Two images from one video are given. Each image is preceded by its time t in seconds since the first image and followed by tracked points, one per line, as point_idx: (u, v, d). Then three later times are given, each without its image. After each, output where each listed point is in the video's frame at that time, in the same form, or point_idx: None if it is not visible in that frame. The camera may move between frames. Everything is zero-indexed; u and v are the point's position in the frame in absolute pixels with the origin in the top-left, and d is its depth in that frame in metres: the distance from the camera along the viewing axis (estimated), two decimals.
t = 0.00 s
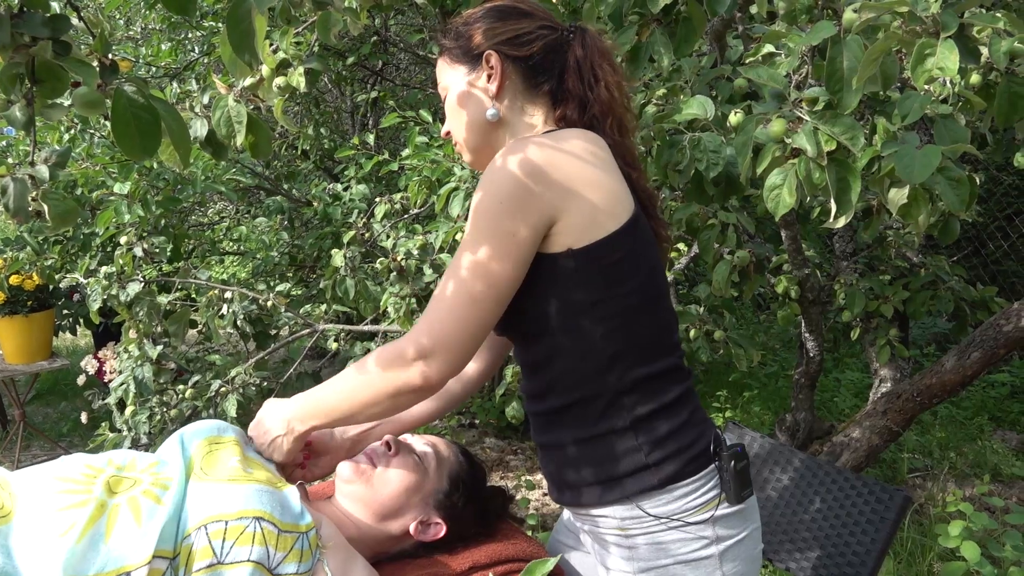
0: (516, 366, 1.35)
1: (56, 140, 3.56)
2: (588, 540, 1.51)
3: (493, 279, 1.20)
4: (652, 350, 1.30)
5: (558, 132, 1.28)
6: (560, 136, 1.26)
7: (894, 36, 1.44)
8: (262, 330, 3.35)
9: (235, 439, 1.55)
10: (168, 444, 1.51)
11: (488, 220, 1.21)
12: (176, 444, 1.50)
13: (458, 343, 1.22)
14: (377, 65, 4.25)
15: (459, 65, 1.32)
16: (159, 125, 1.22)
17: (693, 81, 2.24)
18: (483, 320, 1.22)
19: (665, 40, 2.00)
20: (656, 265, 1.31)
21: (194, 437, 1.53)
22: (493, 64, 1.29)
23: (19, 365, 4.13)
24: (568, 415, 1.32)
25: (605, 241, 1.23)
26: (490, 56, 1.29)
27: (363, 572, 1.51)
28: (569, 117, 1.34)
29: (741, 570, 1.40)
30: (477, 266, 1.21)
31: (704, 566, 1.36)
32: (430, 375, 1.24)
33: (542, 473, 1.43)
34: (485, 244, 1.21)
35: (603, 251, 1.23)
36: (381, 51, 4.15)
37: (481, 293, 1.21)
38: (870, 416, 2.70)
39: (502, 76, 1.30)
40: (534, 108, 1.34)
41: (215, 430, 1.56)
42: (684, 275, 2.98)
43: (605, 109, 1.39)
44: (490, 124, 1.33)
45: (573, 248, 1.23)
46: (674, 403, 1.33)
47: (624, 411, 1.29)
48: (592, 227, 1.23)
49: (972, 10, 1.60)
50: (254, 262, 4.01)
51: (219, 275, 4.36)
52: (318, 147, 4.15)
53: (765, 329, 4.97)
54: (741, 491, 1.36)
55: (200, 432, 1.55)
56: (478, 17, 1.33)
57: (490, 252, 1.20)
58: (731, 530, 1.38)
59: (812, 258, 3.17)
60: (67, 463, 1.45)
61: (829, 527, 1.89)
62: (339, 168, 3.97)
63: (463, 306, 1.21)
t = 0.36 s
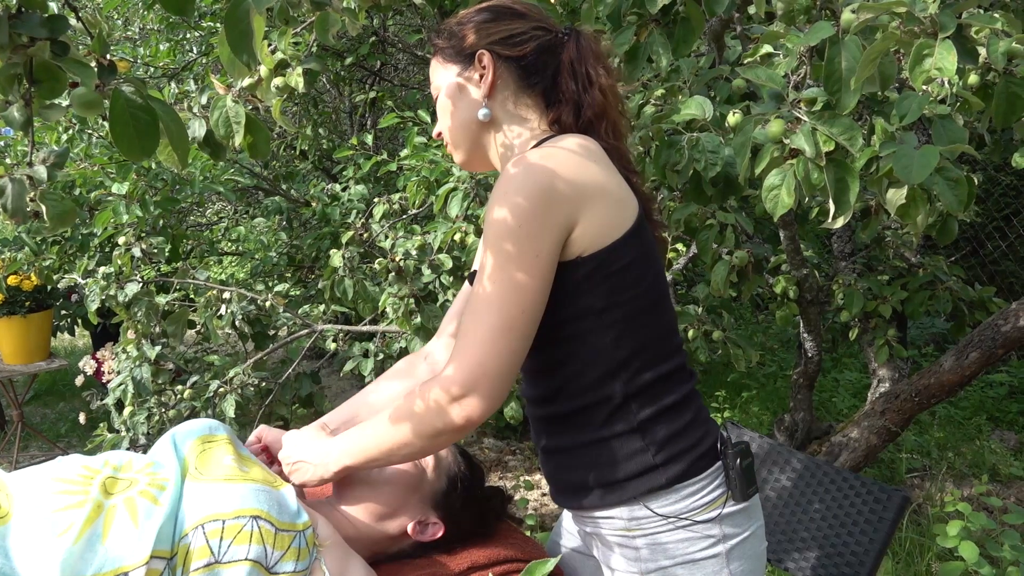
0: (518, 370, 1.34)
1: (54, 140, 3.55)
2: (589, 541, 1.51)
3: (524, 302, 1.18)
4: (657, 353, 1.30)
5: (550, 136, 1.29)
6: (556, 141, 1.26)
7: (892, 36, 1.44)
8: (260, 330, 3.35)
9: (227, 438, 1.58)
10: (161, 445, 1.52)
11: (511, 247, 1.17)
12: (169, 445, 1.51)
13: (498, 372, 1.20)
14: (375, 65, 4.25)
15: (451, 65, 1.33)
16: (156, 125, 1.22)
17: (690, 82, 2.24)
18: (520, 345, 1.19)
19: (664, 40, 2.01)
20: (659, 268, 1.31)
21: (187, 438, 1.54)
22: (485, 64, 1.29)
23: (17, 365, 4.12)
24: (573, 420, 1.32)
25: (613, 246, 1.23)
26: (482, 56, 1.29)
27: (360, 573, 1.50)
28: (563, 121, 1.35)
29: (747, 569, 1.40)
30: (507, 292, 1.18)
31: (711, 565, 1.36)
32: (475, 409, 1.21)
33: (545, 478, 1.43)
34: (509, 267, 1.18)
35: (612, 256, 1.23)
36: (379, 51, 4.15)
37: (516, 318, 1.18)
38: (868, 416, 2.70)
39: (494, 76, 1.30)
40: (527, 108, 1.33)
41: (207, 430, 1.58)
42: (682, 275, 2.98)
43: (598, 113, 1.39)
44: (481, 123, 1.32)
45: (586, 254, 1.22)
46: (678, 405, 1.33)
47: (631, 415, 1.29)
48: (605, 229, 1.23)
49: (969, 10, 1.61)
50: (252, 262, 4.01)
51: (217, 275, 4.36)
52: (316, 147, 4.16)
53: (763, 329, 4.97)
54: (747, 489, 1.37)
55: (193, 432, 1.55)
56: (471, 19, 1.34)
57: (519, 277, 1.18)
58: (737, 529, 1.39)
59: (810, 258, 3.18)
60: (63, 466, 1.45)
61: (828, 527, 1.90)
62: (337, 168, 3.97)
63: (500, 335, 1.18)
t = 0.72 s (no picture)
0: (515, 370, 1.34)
1: (53, 140, 3.55)
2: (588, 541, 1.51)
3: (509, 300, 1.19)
4: (654, 354, 1.30)
5: (548, 137, 1.30)
6: (555, 142, 1.26)
7: (891, 37, 1.44)
8: (259, 330, 3.35)
9: (225, 439, 1.57)
10: (159, 446, 1.52)
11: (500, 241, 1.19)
12: (167, 446, 1.51)
13: (476, 366, 1.21)
14: (375, 65, 4.25)
15: (447, 66, 1.33)
16: (155, 126, 1.22)
17: (689, 82, 2.24)
18: (501, 342, 1.20)
19: (662, 40, 2.01)
20: (656, 267, 1.31)
21: (185, 439, 1.53)
22: (481, 65, 1.30)
23: (15, 365, 4.11)
24: (568, 419, 1.32)
25: (608, 247, 1.23)
26: (479, 57, 1.30)
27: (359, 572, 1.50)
28: (560, 120, 1.34)
29: (744, 569, 1.40)
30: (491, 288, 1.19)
31: (707, 565, 1.36)
32: (452, 401, 1.23)
33: (542, 477, 1.43)
34: (498, 264, 1.19)
35: (606, 258, 1.23)
36: (378, 51, 4.15)
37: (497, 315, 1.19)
38: (867, 416, 2.70)
39: (490, 77, 1.31)
40: (523, 108, 1.34)
41: (205, 431, 1.57)
42: (681, 275, 2.98)
43: (595, 112, 1.38)
44: (477, 124, 1.33)
45: (578, 256, 1.22)
46: (675, 405, 1.33)
47: (626, 414, 1.29)
48: (601, 230, 1.23)
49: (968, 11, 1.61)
50: (251, 262, 4.01)
51: (216, 275, 4.35)
52: (314, 148, 4.17)
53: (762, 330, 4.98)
54: (743, 489, 1.36)
55: (190, 433, 1.55)
56: (466, 19, 1.34)
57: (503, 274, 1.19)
58: (733, 528, 1.39)
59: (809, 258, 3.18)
60: (61, 466, 1.45)
61: (826, 527, 1.90)
62: (336, 168, 3.97)
63: (480, 330, 1.19)
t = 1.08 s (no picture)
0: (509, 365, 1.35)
1: (52, 140, 3.55)
2: (584, 541, 1.51)
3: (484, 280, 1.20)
4: (648, 353, 1.30)
5: (552, 132, 1.30)
6: (556, 137, 1.27)
7: (890, 37, 1.44)
8: (258, 330, 3.35)
9: (226, 439, 1.54)
10: (160, 446, 1.51)
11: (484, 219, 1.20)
12: (168, 446, 1.50)
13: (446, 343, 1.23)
14: (374, 65, 4.26)
15: (451, 67, 1.33)
16: (155, 126, 1.22)
17: (688, 82, 2.24)
18: (472, 322, 1.22)
19: (661, 40, 2.01)
20: (650, 267, 1.31)
21: (186, 439, 1.53)
22: (486, 65, 1.29)
23: (14, 365, 4.11)
24: (561, 417, 1.32)
25: (598, 245, 1.23)
26: (482, 57, 1.29)
27: (358, 572, 1.49)
28: (565, 117, 1.34)
29: (737, 571, 1.40)
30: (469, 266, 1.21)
31: (700, 567, 1.37)
32: (418, 376, 1.24)
33: (538, 475, 1.43)
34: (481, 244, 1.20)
35: (597, 256, 1.23)
36: (377, 51, 4.16)
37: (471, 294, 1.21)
38: (866, 416, 2.70)
39: (495, 77, 1.30)
40: (528, 107, 1.34)
41: (206, 431, 1.56)
42: (681, 275, 2.98)
43: (599, 107, 1.39)
44: (484, 124, 1.33)
45: (567, 252, 1.22)
46: (668, 405, 1.33)
47: (618, 412, 1.29)
48: (591, 229, 1.23)
49: (967, 12, 1.61)
50: (250, 262, 4.01)
51: (215, 275, 4.36)
52: (313, 147, 4.17)
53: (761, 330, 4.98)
54: (735, 493, 1.36)
55: (191, 433, 1.54)
56: (468, 19, 1.34)
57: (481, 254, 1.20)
58: (726, 532, 1.39)
59: (808, 258, 3.19)
60: (60, 466, 1.45)
61: (824, 527, 1.90)
62: (335, 168, 3.97)
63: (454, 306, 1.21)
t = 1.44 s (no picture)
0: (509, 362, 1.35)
1: (52, 140, 3.55)
2: (583, 541, 1.51)
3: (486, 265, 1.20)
4: (648, 351, 1.29)
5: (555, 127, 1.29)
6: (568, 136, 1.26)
7: (889, 37, 1.44)
8: (258, 330, 3.34)
9: (229, 440, 1.56)
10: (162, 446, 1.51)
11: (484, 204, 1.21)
12: (170, 446, 1.50)
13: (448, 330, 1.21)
14: (374, 65, 4.25)
15: (452, 68, 1.33)
16: (154, 125, 1.22)
17: (688, 82, 2.24)
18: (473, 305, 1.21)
19: (661, 41, 2.01)
20: (651, 265, 1.30)
21: (189, 439, 1.53)
22: (488, 65, 1.29)
23: (14, 365, 4.11)
24: (562, 416, 1.32)
25: (599, 241, 1.23)
26: (484, 57, 1.29)
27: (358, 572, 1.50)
28: (570, 115, 1.34)
29: (737, 570, 1.40)
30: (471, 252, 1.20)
31: (699, 566, 1.37)
32: (419, 363, 1.23)
33: (539, 475, 1.43)
34: (485, 227, 1.21)
35: (596, 252, 1.23)
36: (377, 51, 4.16)
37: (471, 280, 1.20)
38: (866, 416, 2.70)
39: (498, 76, 1.30)
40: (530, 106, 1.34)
41: (210, 432, 1.56)
42: (681, 275, 2.98)
43: (601, 105, 1.39)
44: (488, 124, 1.33)
45: (570, 244, 1.23)
46: (667, 404, 1.32)
47: (618, 411, 1.29)
48: (592, 224, 1.24)
49: (966, 12, 1.61)
50: (250, 262, 4.01)
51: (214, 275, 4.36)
52: (313, 148, 4.17)
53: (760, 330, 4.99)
54: (736, 493, 1.36)
55: (195, 433, 1.55)
56: (469, 20, 1.34)
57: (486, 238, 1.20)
58: (725, 532, 1.38)
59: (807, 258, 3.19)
60: (60, 467, 1.45)
61: (824, 527, 1.90)
62: (334, 168, 3.98)
63: (455, 294, 1.20)
